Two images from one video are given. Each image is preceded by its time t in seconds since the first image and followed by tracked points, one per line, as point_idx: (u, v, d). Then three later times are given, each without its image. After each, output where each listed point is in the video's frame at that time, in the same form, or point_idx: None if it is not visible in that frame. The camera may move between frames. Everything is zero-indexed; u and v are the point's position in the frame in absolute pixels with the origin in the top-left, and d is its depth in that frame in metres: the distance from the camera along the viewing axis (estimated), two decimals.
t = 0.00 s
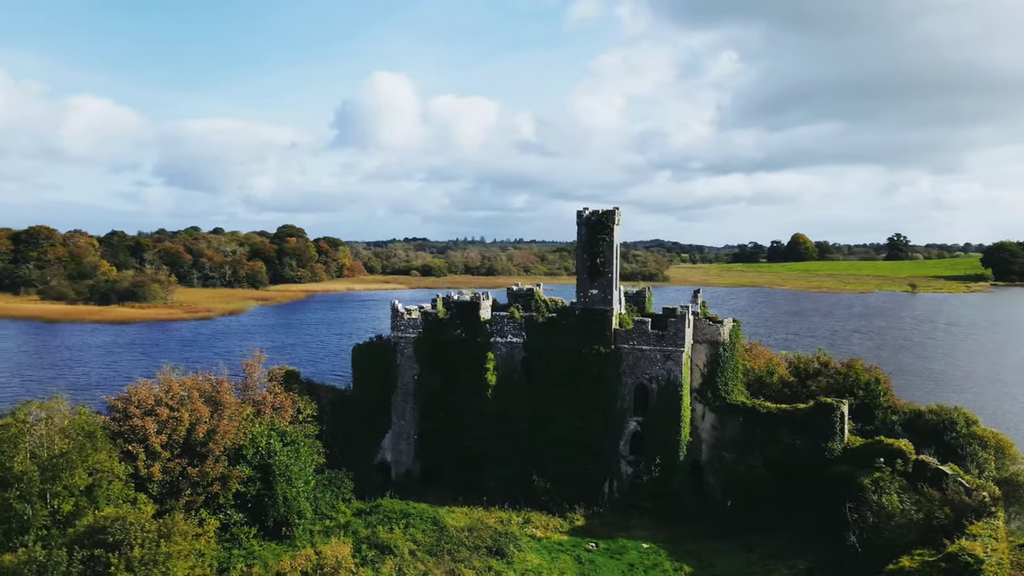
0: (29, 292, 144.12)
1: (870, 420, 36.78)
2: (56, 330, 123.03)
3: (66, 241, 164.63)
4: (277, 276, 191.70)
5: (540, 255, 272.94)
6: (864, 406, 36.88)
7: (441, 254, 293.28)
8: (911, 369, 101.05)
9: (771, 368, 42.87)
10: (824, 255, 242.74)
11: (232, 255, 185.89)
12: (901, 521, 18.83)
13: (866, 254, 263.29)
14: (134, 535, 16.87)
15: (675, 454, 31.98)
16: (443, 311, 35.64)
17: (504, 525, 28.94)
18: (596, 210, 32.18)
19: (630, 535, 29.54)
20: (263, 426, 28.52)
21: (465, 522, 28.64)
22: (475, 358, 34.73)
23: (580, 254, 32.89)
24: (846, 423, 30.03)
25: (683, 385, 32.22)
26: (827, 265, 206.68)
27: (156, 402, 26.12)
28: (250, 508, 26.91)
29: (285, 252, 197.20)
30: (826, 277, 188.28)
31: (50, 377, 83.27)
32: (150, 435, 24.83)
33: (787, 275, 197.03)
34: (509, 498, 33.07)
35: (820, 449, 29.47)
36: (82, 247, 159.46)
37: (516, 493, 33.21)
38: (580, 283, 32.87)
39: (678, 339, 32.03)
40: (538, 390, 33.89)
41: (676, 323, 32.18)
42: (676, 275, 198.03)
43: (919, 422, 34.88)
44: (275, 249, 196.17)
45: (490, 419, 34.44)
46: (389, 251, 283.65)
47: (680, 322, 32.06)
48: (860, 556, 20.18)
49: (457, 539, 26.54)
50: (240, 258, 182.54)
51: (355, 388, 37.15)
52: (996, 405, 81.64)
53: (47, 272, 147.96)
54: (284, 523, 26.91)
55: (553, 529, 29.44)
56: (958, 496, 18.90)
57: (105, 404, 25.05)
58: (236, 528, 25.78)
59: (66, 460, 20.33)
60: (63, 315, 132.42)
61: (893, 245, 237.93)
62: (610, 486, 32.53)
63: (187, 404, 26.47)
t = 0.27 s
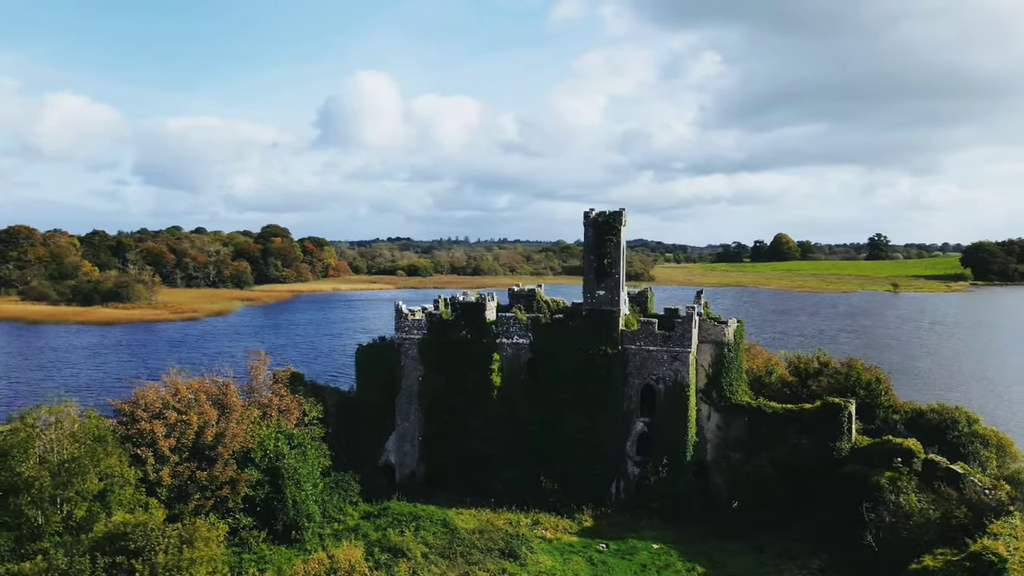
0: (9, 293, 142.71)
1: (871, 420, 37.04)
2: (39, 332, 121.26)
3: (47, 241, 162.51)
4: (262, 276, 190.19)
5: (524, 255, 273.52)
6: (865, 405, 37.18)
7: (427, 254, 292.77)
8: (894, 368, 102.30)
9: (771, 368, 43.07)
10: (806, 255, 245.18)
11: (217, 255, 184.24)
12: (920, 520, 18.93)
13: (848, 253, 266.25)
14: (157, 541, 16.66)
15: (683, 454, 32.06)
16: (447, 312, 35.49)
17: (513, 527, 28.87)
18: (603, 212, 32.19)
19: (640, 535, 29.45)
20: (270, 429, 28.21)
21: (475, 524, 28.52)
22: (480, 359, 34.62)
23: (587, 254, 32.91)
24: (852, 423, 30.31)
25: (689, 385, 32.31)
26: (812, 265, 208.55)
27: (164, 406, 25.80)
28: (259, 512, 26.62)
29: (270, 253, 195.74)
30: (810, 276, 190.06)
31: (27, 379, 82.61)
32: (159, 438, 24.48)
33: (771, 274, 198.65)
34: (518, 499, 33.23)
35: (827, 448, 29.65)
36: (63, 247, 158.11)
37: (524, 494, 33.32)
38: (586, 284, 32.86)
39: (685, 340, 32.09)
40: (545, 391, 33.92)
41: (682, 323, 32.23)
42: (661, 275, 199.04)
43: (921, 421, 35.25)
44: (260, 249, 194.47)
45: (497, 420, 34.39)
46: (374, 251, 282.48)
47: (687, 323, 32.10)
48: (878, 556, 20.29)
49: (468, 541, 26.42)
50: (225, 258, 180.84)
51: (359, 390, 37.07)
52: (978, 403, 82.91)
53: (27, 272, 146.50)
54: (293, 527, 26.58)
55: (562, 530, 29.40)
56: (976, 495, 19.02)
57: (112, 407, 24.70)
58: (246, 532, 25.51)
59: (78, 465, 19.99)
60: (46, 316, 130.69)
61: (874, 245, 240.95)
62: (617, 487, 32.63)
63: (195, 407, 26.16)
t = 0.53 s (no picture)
0: None
1: (869, 419, 37.38)
2: (18, 333, 119.19)
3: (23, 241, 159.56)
4: (244, 276, 188.23)
5: (507, 254, 273.88)
6: (864, 404, 37.50)
7: (409, 254, 292.29)
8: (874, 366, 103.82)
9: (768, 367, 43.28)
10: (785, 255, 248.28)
11: (198, 255, 182.25)
12: (936, 519, 19.15)
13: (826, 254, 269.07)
14: (177, 548, 16.91)
15: (687, 454, 32.15)
16: (450, 314, 35.28)
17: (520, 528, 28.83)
18: (608, 213, 32.24)
19: (646, 535, 29.45)
20: (275, 432, 27.94)
21: (482, 526, 28.43)
22: (484, 360, 34.46)
23: (591, 255, 32.94)
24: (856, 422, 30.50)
25: (693, 386, 32.46)
26: (794, 265, 210.68)
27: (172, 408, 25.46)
28: (266, 516, 26.33)
29: (252, 253, 194.08)
30: (791, 276, 192.24)
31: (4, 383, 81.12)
32: (165, 443, 24.14)
33: (753, 274, 200.62)
34: (523, 500, 33.19)
35: (831, 447, 29.86)
36: (40, 246, 155.08)
37: (529, 496, 33.28)
38: (591, 285, 32.89)
39: (690, 341, 32.23)
40: (549, 392, 33.91)
41: (687, 324, 32.37)
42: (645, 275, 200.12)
43: (920, 420, 35.69)
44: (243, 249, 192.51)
45: (500, 422, 34.30)
46: (356, 251, 281.06)
47: (692, 324, 32.21)
48: (890, 554, 20.55)
49: (478, 544, 26.33)
50: (207, 258, 178.83)
51: (359, 392, 36.56)
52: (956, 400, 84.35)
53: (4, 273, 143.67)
54: (301, 531, 26.30)
55: (570, 532, 29.40)
56: (990, 494, 19.26)
57: (116, 411, 24.31)
58: (253, 536, 25.28)
59: (89, 470, 19.70)
60: (24, 318, 128.42)
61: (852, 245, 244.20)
62: (621, 487, 32.68)
63: (201, 410, 25.85)
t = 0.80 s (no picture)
0: None
1: (866, 417, 37.79)
2: None
3: None
4: (224, 277, 186.20)
5: (489, 254, 274.13)
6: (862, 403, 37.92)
7: (391, 254, 291.44)
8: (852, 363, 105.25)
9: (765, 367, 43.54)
10: (764, 254, 250.89)
11: (178, 254, 179.99)
12: (948, 517, 19.49)
13: (806, 254, 270.06)
14: (197, 555, 17.85)
15: (690, 454, 32.30)
16: (452, 315, 35.13)
17: (528, 530, 28.78)
18: (611, 214, 32.27)
19: (652, 536, 29.46)
20: (280, 435, 27.64)
21: (490, 528, 28.31)
22: (487, 362, 34.34)
23: (595, 256, 32.99)
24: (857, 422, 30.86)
25: (697, 386, 32.59)
26: (775, 264, 212.94)
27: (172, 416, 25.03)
28: (273, 520, 26.05)
29: (233, 252, 192.11)
30: (771, 275, 194.26)
31: None
32: (171, 447, 23.76)
33: (734, 273, 202.40)
34: (526, 502, 33.10)
35: (834, 446, 30.13)
36: (15, 246, 152.10)
37: (533, 497, 33.21)
38: (595, 286, 32.90)
39: (693, 342, 32.33)
40: (552, 393, 33.89)
41: (690, 325, 32.44)
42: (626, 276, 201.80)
43: (917, 419, 36.17)
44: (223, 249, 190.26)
45: (503, 423, 34.17)
46: (318, 250, 280.27)
47: (695, 325, 32.30)
48: (901, 552, 20.87)
49: (487, 546, 26.24)
50: (186, 258, 176.52)
51: (361, 394, 36.55)
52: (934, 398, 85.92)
53: None
54: (307, 535, 26.03)
55: (577, 533, 29.37)
56: (1001, 492, 19.58)
57: (121, 415, 23.90)
58: (260, 541, 24.97)
59: (98, 477, 19.35)
60: None
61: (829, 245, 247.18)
62: (624, 488, 32.74)
63: (206, 414, 25.48)
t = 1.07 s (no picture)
0: None
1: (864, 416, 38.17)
2: None
3: None
4: (205, 277, 184.21)
5: (472, 254, 273.99)
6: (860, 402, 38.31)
7: (373, 254, 290.34)
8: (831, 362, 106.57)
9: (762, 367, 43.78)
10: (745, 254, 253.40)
11: (157, 254, 177.81)
12: (961, 517, 19.67)
13: (784, 253, 274.24)
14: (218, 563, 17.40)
15: (694, 454, 32.44)
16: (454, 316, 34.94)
17: (535, 532, 28.74)
18: (615, 215, 32.34)
19: (658, 536, 29.55)
20: (285, 438, 27.36)
21: (498, 530, 28.21)
22: (489, 363, 34.17)
23: (598, 257, 33.01)
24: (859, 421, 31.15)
25: (700, 386, 32.73)
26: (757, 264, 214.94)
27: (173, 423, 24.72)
28: (279, 525, 25.78)
29: (214, 252, 190.11)
30: (753, 275, 196.12)
31: None
32: (178, 451, 23.42)
33: (716, 272, 204.02)
34: (531, 503, 33.05)
35: (838, 446, 30.40)
36: None
37: (537, 498, 33.17)
38: (598, 286, 32.87)
39: (696, 342, 32.45)
40: (555, 394, 33.84)
41: (693, 326, 32.55)
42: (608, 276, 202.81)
43: (915, 418, 36.63)
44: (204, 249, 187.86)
45: (507, 424, 34.08)
46: (300, 249, 278.45)
47: (699, 326, 32.42)
48: (913, 552, 21.07)
49: (495, 548, 26.14)
50: (166, 258, 174.08)
51: (362, 395, 36.24)
52: (912, 395, 87.31)
53: None
54: (314, 539, 25.76)
55: (583, 534, 29.39)
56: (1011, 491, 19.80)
57: (126, 419, 23.54)
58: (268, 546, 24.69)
59: (108, 483, 19.03)
60: None
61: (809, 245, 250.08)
62: (628, 489, 32.78)
63: (212, 417, 25.18)
